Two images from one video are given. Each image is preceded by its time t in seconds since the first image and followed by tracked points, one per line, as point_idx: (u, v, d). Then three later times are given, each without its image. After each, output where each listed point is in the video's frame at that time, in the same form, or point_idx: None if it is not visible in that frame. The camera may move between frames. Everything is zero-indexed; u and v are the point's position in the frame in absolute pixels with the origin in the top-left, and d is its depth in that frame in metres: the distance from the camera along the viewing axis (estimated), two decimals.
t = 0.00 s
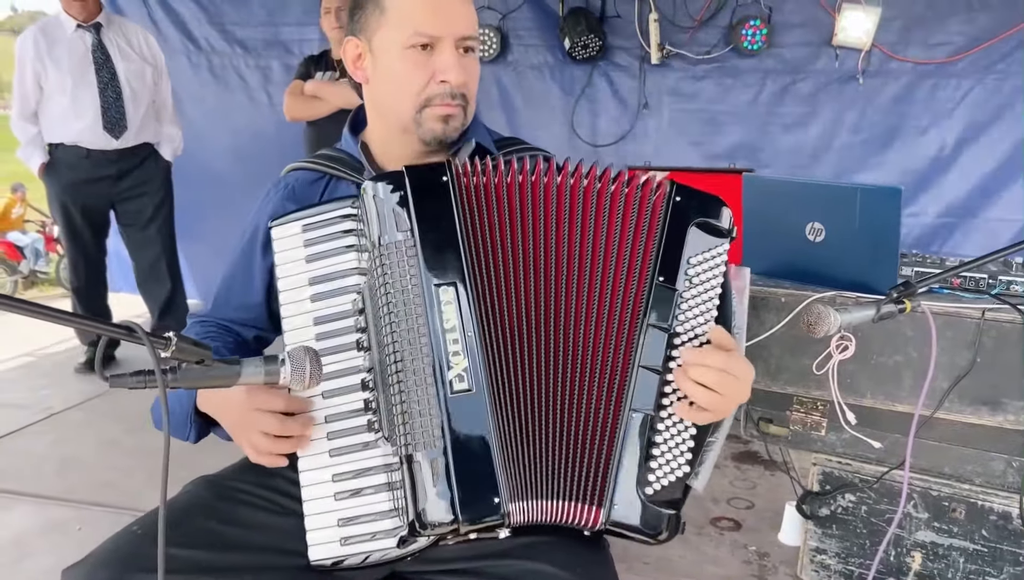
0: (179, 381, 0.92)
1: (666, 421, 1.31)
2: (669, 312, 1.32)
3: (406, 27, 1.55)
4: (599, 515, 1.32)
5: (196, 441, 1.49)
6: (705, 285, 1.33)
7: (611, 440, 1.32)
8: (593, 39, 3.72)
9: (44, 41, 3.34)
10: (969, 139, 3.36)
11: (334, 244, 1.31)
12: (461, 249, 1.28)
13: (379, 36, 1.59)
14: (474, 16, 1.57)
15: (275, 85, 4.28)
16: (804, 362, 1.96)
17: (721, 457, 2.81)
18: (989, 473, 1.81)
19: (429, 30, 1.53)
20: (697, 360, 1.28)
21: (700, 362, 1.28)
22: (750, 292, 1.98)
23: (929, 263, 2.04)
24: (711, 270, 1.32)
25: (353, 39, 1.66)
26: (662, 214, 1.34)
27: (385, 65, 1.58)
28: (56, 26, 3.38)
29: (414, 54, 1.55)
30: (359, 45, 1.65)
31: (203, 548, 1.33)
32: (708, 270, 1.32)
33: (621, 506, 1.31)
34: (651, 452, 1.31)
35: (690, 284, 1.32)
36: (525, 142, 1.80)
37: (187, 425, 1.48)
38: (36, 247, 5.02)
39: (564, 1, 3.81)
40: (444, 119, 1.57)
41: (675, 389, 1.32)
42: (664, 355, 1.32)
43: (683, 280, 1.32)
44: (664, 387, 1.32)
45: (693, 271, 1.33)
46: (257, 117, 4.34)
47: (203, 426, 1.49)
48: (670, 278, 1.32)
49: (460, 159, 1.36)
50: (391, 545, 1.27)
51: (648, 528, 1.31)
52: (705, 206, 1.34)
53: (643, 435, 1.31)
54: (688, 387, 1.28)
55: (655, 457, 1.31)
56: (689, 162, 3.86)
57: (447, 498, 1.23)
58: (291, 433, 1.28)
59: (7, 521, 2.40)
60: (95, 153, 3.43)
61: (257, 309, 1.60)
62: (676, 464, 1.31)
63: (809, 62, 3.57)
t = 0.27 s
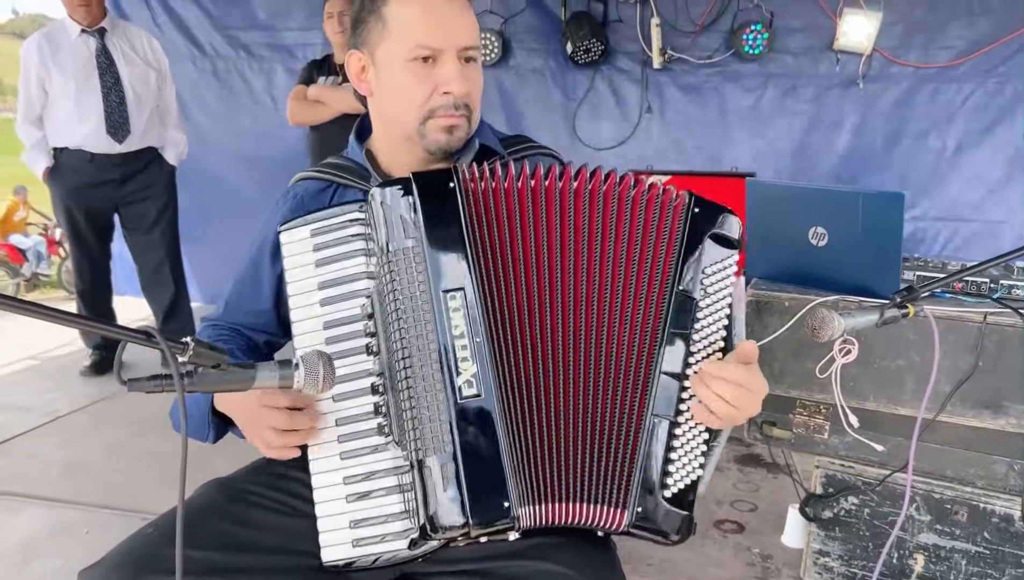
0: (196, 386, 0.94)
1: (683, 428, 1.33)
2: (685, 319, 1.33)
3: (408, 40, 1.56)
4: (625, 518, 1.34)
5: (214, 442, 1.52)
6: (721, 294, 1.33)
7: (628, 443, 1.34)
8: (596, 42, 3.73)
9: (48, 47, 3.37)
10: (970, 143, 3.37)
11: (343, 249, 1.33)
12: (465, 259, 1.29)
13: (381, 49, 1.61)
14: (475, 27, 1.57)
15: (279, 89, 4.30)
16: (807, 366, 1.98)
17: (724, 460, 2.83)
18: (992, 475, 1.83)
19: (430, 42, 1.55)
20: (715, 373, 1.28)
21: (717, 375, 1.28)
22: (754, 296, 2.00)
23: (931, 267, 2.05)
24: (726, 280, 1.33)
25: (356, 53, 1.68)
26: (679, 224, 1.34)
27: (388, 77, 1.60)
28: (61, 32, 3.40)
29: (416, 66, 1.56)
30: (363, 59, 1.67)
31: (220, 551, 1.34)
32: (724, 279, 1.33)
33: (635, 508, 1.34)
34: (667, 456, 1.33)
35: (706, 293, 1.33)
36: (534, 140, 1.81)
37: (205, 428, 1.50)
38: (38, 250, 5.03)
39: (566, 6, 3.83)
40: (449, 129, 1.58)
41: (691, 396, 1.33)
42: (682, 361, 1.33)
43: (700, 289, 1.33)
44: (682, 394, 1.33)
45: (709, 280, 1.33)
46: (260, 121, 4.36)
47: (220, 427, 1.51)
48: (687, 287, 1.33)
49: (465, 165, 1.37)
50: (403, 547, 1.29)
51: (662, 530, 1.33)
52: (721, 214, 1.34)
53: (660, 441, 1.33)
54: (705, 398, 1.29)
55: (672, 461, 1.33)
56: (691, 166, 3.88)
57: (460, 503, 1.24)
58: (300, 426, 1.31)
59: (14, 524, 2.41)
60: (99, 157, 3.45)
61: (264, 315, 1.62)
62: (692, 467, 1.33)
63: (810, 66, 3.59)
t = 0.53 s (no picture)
0: (213, 390, 0.95)
1: (675, 424, 1.35)
2: (670, 317, 1.36)
3: (413, 56, 1.58)
4: (617, 517, 1.35)
5: (229, 438, 1.54)
6: (704, 288, 1.36)
7: (624, 443, 1.35)
8: (600, 48, 3.77)
9: (56, 55, 3.40)
10: (970, 151, 3.40)
11: (348, 259, 1.32)
12: (460, 266, 1.32)
13: (389, 65, 1.63)
14: (480, 42, 1.59)
15: (283, 97, 4.33)
16: (811, 372, 1.98)
17: (727, 465, 2.84)
18: (995, 481, 1.85)
19: (436, 58, 1.56)
20: (697, 367, 1.34)
21: (699, 368, 1.33)
22: (756, 302, 1.99)
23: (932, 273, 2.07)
24: (709, 275, 1.36)
25: (364, 68, 1.70)
26: (660, 221, 1.38)
27: (396, 92, 1.62)
28: (68, 40, 3.43)
29: (422, 81, 1.58)
30: (370, 74, 1.69)
31: (236, 553, 1.36)
32: (706, 274, 1.36)
33: (636, 507, 1.34)
34: (663, 452, 1.35)
35: (689, 290, 1.36)
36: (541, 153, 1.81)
37: (219, 424, 1.52)
38: (40, 257, 5.02)
39: (569, 13, 3.85)
40: (456, 142, 1.60)
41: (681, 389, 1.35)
42: (670, 358, 1.36)
43: (683, 285, 1.36)
44: (672, 388, 1.35)
45: (692, 276, 1.36)
46: (264, 128, 4.39)
47: (233, 424, 1.53)
48: (671, 282, 1.36)
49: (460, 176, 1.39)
50: (408, 552, 1.30)
51: (663, 526, 1.34)
52: (700, 210, 1.37)
53: (655, 437, 1.35)
54: (697, 387, 1.32)
55: (667, 457, 1.35)
56: (693, 173, 3.90)
57: (459, 509, 1.26)
58: (301, 416, 1.29)
59: (21, 531, 2.42)
60: (105, 164, 3.48)
61: (275, 322, 1.63)
62: (688, 461, 1.35)
63: (811, 74, 3.62)
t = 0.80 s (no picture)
0: (227, 405, 0.96)
1: (667, 428, 1.35)
2: (657, 323, 1.37)
3: (426, 81, 1.57)
4: (610, 527, 1.34)
5: (239, 471, 1.54)
6: (689, 292, 1.37)
7: (617, 450, 1.35)
8: (600, 69, 3.80)
9: (63, 73, 3.42)
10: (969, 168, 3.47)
11: (350, 277, 1.34)
12: (460, 281, 1.33)
13: (401, 89, 1.62)
14: (492, 68, 1.59)
15: (287, 115, 4.37)
16: (816, 389, 1.97)
17: (731, 483, 2.83)
18: (1000, 497, 1.84)
19: (449, 83, 1.55)
20: (692, 364, 1.33)
21: (693, 365, 1.32)
22: (763, 320, 2.00)
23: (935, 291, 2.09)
24: (693, 279, 1.37)
25: (374, 89, 1.70)
26: (635, 229, 1.41)
27: (408, 116, 1.61)
28: (76, 59, 3.46)
29: (435, 106, 1.57)
30: (381, 95, 1.68)
31: (244, 568, 1.35)
32: (690, 278, 1.37)
33: (635, 514, 1.33)
34: (659, 458, 1.34)
35: (675, 294, 1.37)
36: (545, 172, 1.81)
37: (230, 456, 1.52)
38: (42, 275, 4.99)
39: (570, 33, 3.87)
40: (468, 166, 1.59)
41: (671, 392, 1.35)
42: (656, 364, 1.36)
43: (668, 290, 1.37)
44: (661, 393, 1.35)
45: (675, 281, 1.37)
46: (269, 146, 4.42)
47: (246, 457, 1.54)
48: (650, 289, 1.37)
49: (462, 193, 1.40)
50: (412, 569, 1.29)
51: (665, 534, 1.33)
52: (677, 216, 1.40)
53: (648, 444, 1.35)
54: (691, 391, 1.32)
55: (662, 463, 1.34)
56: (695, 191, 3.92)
57: (461, 522, 1.25)
58: (307, 459, 1.33)
59: (21, 550, 2.40)
60: (111, 181, 3.51)
61: (287, 344, 1.64)
62: (681, 468, 1.33)
63: (811, 93, 3.65)
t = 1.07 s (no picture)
0: (238, 413, 0.97)
1: (671, 434, 1.35)
2: (656, 330, 1.37)
3: (444, 98, 1.57)
4: (618, 538, 1.33)
5: (257, 485, 1.54)
6: (685, 298, 1.38)
7: (622, 459, 1.35)
8: (601, 86, 3.83)
9: (71, 89, 3.45)
10: (972, 183, 3.50)
11: (362, 287, 1.35)
12: (474, 294, 1.33)
13: (418, 105, 1.62)
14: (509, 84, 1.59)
15: (291, 131, 4.40)
16: (822, 402, 1.97)
17: (736, 497, 2.82)
18: (1007, 511, 1.84)
19: (468, 100, 1.55)
20: (685, 366, 1.32)
21: (688, 367, 1.31)
22: (768, 333, 2.00)
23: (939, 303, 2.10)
24: (688, 284, 1.38)
25: (390, 104, 1.69)
26: (626, 237, 1.41)
27: (425, 132, 1.61)
28: (83, 75, 3.49)
29: (453, 123, 1.57)
30: (397, 110, 1.68)
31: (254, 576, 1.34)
32: (684, 283, 1.38)
33: (644, 523, 1.33)
34: (664, 466, 1.34)
35: (670, 301, 1.38)
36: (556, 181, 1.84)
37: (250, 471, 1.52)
38: (43, 290, 5.02)
39: (573, 50, 3.90)
40: (484, 181, 1.61)
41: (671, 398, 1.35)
42: (655, 371, 1.37)
43: (664, 297, 1.39)
44: (662, 400, 1.36)
45: (670, 287, 1.39)
46: (274, 161, 4.45)
47: (263, 468, 1.53)
48: (646, 297, 1.38)
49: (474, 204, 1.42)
50: None
51: (675, 542, 1.33)
52: (669, 221, 1.41)
53: (654, 451, 1.35)
54: (683, 393, 1.31)
55: (668, 471, 1.34)
56: (698, 205, 3.94)
57: (473, 532, 1.25)
58: (334, 469, 1.29)
59: (25, 564, 2.39)
60: (117, 196, 3.53)
61: (297, 355, 1.65)
62: (688, 475, 1.33)
63: (813, 108, 3.68)
